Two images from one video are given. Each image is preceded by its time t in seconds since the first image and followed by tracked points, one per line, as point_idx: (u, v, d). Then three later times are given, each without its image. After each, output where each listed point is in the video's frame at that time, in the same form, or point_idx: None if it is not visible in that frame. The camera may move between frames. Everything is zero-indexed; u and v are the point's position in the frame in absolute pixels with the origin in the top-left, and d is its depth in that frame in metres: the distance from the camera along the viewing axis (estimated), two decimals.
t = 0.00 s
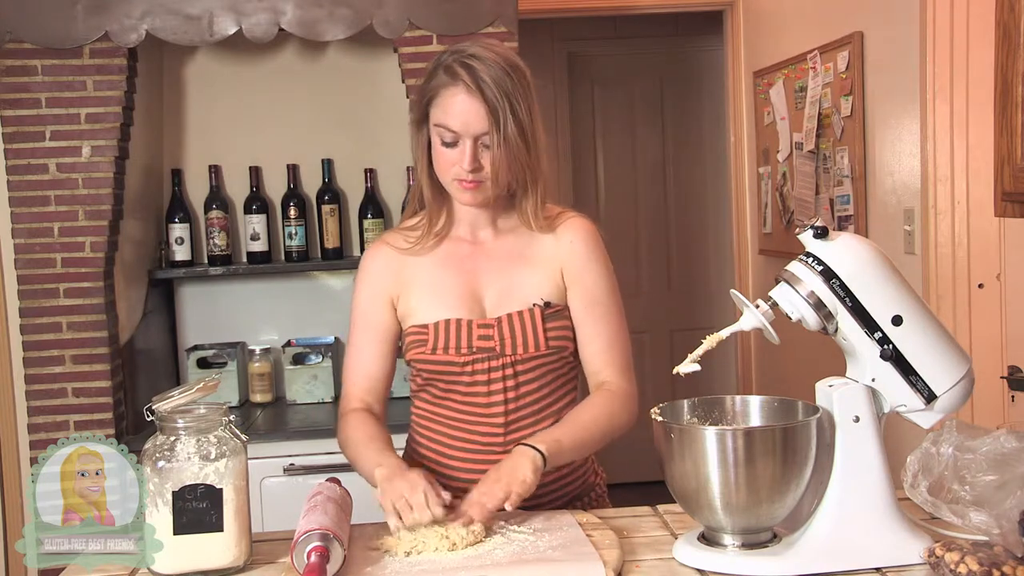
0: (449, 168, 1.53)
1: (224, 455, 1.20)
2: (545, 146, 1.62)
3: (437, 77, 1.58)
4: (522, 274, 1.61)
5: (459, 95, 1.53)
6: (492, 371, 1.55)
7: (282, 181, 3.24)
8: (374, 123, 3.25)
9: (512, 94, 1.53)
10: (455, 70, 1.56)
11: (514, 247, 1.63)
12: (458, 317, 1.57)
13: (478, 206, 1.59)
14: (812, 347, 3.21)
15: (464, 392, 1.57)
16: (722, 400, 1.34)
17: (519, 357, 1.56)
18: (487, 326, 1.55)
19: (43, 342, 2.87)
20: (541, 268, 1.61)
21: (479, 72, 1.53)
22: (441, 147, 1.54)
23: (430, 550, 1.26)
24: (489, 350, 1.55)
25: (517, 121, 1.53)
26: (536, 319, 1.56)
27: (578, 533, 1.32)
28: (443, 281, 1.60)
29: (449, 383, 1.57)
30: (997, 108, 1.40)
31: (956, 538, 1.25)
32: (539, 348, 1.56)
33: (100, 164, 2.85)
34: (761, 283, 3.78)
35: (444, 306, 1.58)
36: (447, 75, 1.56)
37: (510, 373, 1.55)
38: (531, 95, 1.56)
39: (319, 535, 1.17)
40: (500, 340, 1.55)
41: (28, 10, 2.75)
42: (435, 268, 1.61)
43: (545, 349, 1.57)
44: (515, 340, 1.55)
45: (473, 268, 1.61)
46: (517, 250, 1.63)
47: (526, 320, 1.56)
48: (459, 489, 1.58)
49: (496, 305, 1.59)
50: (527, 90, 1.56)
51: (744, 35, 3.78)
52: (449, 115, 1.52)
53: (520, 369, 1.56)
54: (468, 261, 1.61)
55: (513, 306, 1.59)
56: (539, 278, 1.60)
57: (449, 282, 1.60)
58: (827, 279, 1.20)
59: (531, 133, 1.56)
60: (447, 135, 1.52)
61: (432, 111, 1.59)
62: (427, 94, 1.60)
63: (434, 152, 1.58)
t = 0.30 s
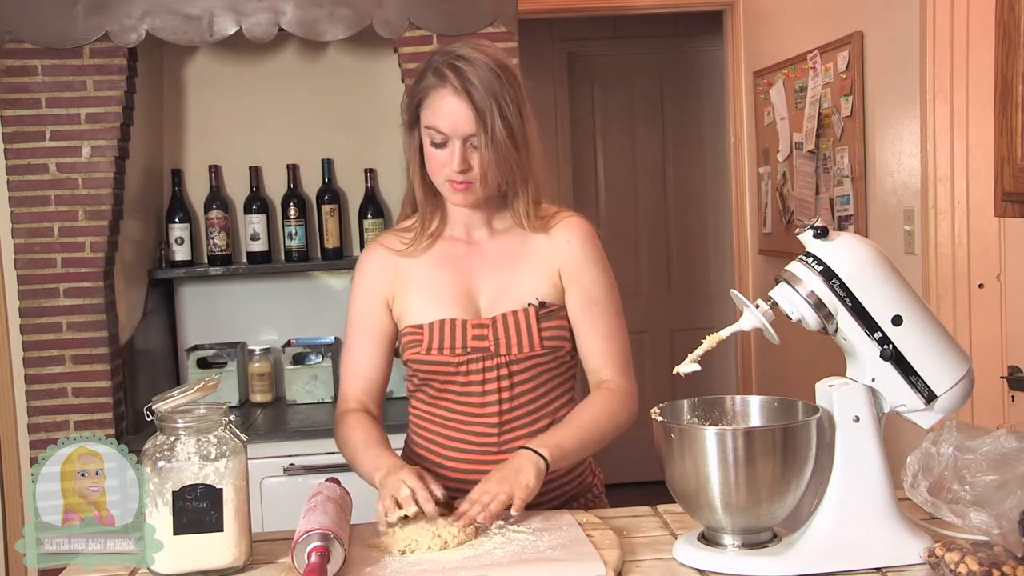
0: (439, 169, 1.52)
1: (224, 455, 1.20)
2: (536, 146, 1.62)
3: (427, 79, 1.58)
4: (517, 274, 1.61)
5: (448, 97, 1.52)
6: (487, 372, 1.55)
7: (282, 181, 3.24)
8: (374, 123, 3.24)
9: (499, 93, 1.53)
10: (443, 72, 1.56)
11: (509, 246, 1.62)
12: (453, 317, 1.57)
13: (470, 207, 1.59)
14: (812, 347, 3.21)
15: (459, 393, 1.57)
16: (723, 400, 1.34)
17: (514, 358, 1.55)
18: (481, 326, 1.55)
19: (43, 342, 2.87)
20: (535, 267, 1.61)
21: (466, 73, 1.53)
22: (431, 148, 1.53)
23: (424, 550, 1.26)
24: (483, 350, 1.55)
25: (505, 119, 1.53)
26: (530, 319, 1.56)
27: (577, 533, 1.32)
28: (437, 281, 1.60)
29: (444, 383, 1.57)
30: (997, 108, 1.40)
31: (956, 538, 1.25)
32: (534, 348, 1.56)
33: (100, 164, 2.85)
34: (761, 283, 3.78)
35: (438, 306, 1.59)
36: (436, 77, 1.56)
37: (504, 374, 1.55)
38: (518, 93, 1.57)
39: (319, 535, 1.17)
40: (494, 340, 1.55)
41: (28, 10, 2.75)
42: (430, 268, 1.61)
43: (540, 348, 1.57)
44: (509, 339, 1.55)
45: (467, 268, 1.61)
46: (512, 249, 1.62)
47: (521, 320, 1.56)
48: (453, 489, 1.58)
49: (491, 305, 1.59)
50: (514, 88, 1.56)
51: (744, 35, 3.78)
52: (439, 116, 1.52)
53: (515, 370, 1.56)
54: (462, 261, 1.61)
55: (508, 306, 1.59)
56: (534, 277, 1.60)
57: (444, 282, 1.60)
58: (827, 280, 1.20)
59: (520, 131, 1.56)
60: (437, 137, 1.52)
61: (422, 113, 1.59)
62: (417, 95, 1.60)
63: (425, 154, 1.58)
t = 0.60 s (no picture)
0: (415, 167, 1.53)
1: (224, 455, 1.20)
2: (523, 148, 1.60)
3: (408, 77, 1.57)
4: (512, 275, 1.60)
5: (423, 96, 1.51)
6: (478, 374, 1.55)
7: (282, 181, 3.24)
8: (374, 123, 3.25)
9: (470, 95, 1.51)
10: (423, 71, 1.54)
11: (504, 248, 1.62)
12: (448, 318, 1.57)
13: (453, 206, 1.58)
14: (811, 346, 3.21)
15: (452, 394, 1.57)
16: (722, 400, 1.34)
17: (506, 359, 1.55)
18: (474, 328, 1.55)
19: (43, 342, 2.87)
20: (531, 268, 1.60)
21: (441, 74, 1.52)
22: (409, 146, 1.53)
23: (423, 551, 1.26)
24: (475, 351, 1.55)
25: (477, 121, 1.51)
26: (522, 320, 1.56)
27: (578, 533, 1.32)
28: (433, 281, 1.60)
29: (437, 384, 1.58)
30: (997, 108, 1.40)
31: (956, 538, 1.25)
32: (525, 350, 1.56)
33: (100, 164, 2.85)
34: (761, 283, 3.78)
35: (434, 306, 1.59)
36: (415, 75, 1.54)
37: (496, 375, 1.55)
38: (495, 95, 1.54)
39: (319, 535, 1.17)
40: (486, 342, 1.55)
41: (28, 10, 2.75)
42: (426, 268, 1.61)
43: (532, 350, 1.57)
44: (501, 341, 1.55)
45: (463, 268, 1.61)
46: (507, 251, 1.62)
47: (512, 321, 1.56)
48: (446, 489, 1.58)
49: (485, 306, 1.59)
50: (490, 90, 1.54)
51: (744, 35, 3.78)
52: (414, 115, 1.51)
53: (507, 371, 1.56)
54: (458, 262, 1.61)
55: (502, 308, 1.59)
56: (528, 278, 1.60)
57: (439, 283, 1.60)
58: (826, 279, 1.20)
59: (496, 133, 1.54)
60: (412, 136, 1.52)
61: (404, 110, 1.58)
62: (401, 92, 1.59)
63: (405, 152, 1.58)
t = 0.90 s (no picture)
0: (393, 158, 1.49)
1: (224, 455, 1.20)
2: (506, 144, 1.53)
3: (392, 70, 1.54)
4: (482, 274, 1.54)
5: (403, 86, 1.48)
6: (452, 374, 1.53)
7: (282, 181, 3.24)
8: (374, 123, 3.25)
9: (448, 84, 1.47)
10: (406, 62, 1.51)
11: (477, 246, 1.56)
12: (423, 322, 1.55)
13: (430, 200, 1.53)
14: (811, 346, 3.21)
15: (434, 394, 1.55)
16: (723, 400, 1.34)
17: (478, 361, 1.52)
18: (445, 330, 1.52)
19: (43, 342, 2.87)
20: (498, 266, 1.53)
21: (421, 62, 1.48)
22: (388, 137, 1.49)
23: (423, 551, 1.26)
24: (447, 353, 1.52)
25: (455, 110, 1.46)
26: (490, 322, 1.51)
27: (577, 533, 1.32)
28: (411, 283, 1.58)
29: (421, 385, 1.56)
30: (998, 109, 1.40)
31: (956, 538, 1.25)
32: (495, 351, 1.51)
33: (100, 164, 2.85)
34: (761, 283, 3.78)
35: (412, 309, 1.57)
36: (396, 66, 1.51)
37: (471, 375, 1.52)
38: (476, 87, 1.49)
39: (319, 535, 1.17)
40: (457, 343, 1.52)
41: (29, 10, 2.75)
42: (406, 270, 1.60)
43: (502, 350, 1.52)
44: (472, 343, 1.51)
45: (437, 268, 1.57)
46: (479, 248, 1.55)
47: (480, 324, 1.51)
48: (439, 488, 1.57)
49: (457, 306, 1.55)
50: (470, 81, 1.49)
51: (744, 35, 3.78)
52: (394, 105, 1.48)
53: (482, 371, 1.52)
54: (434, 262, 1.58)
55: (473, 309, 1.54)
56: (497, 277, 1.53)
57: (416, 287, 1.58)
58: (827, 279, 1.20)
59: (478, 124, 1.49)
60: (391, 125, 1.48)
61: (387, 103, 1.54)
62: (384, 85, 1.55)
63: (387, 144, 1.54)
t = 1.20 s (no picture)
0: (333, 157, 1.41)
1: (223, 454, 1.20)
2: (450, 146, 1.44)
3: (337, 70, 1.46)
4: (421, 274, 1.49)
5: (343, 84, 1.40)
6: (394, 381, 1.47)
7: (282, 181, 3.24)
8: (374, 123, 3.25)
9: (389, 84, 1.39)
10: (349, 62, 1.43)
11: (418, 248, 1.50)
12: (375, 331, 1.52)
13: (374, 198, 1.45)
14: (811, 346, 3.21)
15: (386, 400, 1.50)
16: (722, 400, 1.34)
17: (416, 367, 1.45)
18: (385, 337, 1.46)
19: (43, 342, 2.87)
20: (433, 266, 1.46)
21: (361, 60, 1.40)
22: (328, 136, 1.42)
23: (424, 551, 1.26)
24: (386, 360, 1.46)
25: (395, 110, 1.39)
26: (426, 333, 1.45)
27: (578, 533, 1.32)
28: (365, 292, 1.56)
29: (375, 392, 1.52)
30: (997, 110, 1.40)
31: (956, 538, 1.25)
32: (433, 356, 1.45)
33: (100, 164, 2.85)
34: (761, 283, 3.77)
35: (366, 318, 1.55)
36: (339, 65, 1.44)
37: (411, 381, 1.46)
38: (419, 88, 1.42)
39: (319, 535, 1.17)
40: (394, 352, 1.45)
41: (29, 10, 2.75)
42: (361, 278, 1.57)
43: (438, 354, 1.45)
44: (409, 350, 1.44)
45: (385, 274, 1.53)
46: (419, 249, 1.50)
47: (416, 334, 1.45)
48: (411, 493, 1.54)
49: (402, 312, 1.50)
50: (413, 80, 1.41)
51: (743, 36, 3.78)
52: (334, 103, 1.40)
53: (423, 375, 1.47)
54: (382, 267, 1.54)
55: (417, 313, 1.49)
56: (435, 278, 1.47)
57: (368, 296, 1.55)
58: (827, 279, 1.20)
59: (418, 123, 1.41)
60: (332, 125, 1.40)
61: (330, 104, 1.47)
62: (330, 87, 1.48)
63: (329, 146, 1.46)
